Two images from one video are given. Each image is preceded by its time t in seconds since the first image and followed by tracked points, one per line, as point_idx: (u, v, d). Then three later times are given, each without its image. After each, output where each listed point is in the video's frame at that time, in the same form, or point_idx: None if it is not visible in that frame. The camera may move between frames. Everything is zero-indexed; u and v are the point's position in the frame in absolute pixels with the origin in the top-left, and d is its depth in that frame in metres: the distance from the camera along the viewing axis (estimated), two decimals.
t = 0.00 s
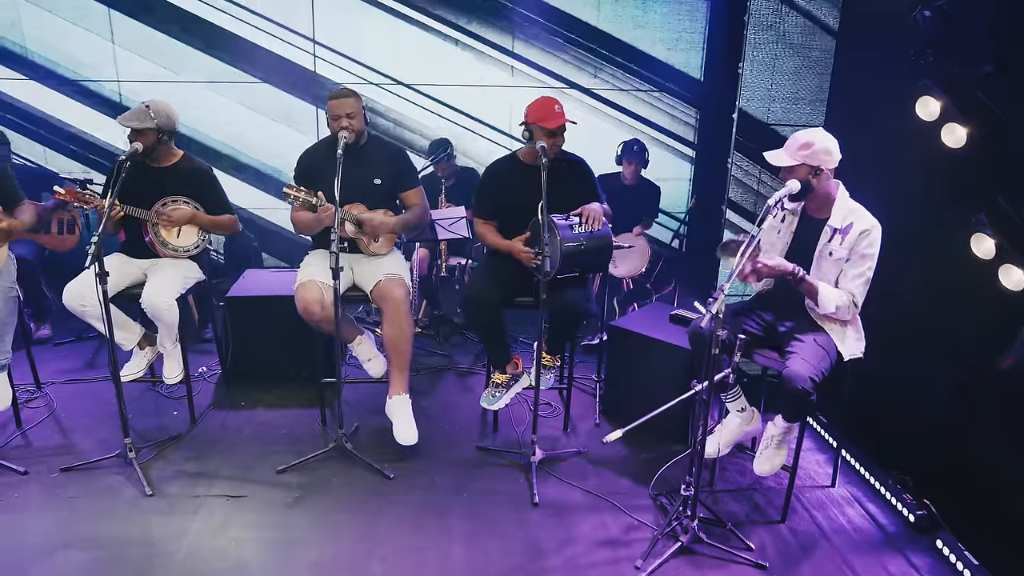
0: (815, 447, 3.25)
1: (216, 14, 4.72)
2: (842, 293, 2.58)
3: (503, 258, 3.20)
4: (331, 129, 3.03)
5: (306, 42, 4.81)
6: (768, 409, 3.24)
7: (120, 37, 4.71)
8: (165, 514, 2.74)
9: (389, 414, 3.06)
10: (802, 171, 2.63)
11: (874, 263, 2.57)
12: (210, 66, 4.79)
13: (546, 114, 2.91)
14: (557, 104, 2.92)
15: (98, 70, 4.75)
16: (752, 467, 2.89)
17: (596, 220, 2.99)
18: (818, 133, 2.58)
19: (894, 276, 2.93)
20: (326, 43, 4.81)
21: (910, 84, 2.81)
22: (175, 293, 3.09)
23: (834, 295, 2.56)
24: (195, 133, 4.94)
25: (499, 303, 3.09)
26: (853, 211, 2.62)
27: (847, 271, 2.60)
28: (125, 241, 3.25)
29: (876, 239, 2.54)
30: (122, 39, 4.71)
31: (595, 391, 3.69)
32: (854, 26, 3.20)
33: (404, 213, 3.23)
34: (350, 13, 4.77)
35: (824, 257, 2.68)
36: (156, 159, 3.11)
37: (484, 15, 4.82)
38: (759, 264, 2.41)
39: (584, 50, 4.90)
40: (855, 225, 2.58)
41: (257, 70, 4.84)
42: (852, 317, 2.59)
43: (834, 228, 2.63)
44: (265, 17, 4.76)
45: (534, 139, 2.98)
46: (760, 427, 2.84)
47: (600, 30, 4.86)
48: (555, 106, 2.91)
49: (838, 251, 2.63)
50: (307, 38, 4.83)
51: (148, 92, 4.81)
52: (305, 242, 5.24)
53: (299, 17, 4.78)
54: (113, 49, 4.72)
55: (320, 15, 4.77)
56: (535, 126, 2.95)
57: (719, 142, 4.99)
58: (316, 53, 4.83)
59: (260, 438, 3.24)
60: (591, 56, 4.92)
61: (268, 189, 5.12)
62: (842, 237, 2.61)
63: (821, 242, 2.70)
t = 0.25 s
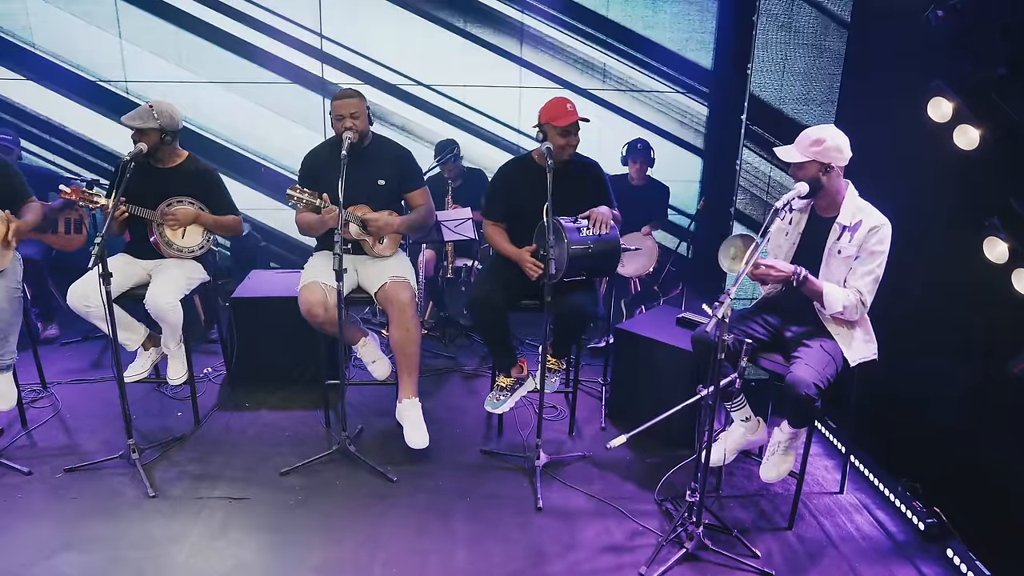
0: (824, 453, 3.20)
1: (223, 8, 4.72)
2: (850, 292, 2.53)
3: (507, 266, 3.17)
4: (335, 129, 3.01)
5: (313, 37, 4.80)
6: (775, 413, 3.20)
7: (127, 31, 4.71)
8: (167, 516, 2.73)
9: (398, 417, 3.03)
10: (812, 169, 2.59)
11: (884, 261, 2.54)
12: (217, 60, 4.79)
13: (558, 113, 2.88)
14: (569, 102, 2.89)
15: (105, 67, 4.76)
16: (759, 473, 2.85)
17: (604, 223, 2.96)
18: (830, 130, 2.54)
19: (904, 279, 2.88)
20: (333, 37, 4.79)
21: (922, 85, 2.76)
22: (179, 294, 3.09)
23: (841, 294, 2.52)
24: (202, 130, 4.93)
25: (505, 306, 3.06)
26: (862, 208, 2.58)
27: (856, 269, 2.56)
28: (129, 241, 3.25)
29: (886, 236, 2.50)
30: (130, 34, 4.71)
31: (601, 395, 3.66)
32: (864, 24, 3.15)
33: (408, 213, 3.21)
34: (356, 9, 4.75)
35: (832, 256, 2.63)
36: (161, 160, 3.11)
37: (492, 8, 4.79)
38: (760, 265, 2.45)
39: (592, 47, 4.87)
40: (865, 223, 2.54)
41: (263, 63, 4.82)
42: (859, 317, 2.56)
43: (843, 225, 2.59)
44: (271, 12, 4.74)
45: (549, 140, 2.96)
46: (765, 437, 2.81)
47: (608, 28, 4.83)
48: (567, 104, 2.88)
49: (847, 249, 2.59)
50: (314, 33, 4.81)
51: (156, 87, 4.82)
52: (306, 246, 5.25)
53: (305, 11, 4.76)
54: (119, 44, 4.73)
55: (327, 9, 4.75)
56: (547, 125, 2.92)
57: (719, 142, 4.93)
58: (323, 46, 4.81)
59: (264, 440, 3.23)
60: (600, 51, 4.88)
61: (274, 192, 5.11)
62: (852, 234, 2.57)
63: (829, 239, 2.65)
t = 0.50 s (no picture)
0: (834, 459, 3.16)
1: (232, 4, 4.72)
2: (861, 299, 2.50)
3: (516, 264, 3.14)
4: (341, 132, 3.00)
5: (321, 31, 4.79)
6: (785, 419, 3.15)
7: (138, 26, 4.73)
8: (170, 517, 2.72)
9: (402, 421, 3.04)
10: (821, 176, 2.55)
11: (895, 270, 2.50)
12: (227, 54, 4.80)
13: (585, 122, 2.85)
14: (595, 112, 2.86)
15: (115, 66, 4.78)
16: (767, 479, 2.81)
17: (616, 227, 2.91)
18: (840, 135, 2.50)
19: (917, 283, 2.83)
20: (342, 32, 4.78)
21: (936, 84, 2.72)
22: (184, 295, 3.08)
23: (852, 301, 2.48)
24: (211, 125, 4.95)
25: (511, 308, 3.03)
26: (873, 215, 2.54)
27: (868, 277, 2.53)
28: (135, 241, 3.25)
29: (898, 245, 2.47)
30: (139, 29, 4.73)
31: (609, 398, 3.63)
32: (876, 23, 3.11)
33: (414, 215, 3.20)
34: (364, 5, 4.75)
35: (843, 263, 2.59)
36: (168, 161, 3.11)
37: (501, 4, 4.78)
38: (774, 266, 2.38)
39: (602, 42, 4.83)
40: (877, 230, 2.50)
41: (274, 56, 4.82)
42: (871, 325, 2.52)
43: (854, 233, 2.55)
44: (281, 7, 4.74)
45: (568, 146, 2.93)
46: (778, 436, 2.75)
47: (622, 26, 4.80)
48: (592, 114, 2.85)
49: (858, 257, 2.55)
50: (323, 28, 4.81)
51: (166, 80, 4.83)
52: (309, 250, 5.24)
53: (314, 7, 4.76)
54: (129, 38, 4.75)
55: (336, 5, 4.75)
56: (570, 131, 2.89)
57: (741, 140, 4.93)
58: (332, 41, 4.80)
59: (269, 441, 3.22)
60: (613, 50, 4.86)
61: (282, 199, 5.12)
62: (863, 243, 2.53)
63: (840, 246, 2.61)
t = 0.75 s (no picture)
0: (843, 466, 3.11)
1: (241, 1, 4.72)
2: (873, 302, 2.45)
3: (527, 263, 3.13)
4: (348, 131, 2.99)
5: (330, 26, 4.79)
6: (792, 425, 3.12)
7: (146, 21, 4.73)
8: (173, 519, 2.71)
9: (404, 423, 3.03)
10: (833, 171, 2.51)
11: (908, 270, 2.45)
12: (235, 50, 4.81)
13: (590, 121, 2.83)
14: (600, 111, 2.85)
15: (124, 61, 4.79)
16: (774, 485, 2.78)
17: (624, 228, 2.89)
18: (853, 133, 2.46)
19: (929, 288, 2.79)
20: (350, 27, 4.79)
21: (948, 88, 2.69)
22: (189, 296, 3.08)
23: (864, 305, 2.44)
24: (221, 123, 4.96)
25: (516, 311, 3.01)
26: (884, 215, 2.50)
27: (880, 279, 2.47)
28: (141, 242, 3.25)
29: (909, 244, 2.42)
30: (148, 25, 4.73)
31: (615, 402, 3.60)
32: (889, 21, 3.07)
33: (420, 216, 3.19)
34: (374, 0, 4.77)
35: (854, 264, 2.55)
36: (174, 161, 3.11)
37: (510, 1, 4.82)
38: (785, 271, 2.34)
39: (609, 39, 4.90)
40: (887, 231, 2.46)
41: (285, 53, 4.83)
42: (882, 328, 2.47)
43: (865, 234, 2.51)
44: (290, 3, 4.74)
45: (574, 145, 2.91)
46: (782, 449, 2.73)
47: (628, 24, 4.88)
48: (598, 113, 2.83)
49: (869, 257, 2.50)
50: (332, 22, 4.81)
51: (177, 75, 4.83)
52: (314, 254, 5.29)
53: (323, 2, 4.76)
54: (137, 33, 4.75)
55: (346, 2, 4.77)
56: (575, 130, 2.87)
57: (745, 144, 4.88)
58: (341, 35, 4.81)
59: (273, 443, 3.21)
60: (623, 49, 4.90)
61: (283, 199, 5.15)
62: (873, 242, 2.49)
63: (851, 248, 2.57)
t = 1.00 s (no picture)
0: (852, 473, 3.07)
1: None
2: (883, 310, 2.42)
3: (529, 263, 3.10)
4: (353, 134, 2.97)
5: (338, 21, 4.84)
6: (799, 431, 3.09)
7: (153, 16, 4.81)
8: (176, 521, 2.70)
9: (411, 426, 3.00)
10: (841, 181, 2.48)
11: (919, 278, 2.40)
12: (243, 45, 4.88)
13: (582, 122, 2.81)
14: (594, 112, 2.83)
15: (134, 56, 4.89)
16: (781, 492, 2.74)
17: (625, 227, 2.87)
18: (859, 140, 2.42)
19: (940, 293, 2.74)
20: (359, 21, 4.83)
21: (959, 92, 2.65)
22: (193, 297, 3.07)
23: (874, 312, 2.40)
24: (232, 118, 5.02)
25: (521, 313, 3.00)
26: (894, 221, 2.46)
27: (890, 285, 2.44)
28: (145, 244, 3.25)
29: (921, 251, 2.38)
30: (155, 20, 4.81)
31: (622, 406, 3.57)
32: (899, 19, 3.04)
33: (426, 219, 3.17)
34: None
35: (864, 272, 2.51)
36: (180, 163, 3.11)
37: None
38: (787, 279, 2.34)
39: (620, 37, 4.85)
40: (898, 237, 2.41)
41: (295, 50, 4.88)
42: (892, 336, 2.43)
43: (874, 240, 2.47)
44: None
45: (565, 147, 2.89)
46: (792, 448, 2.69)
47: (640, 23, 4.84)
48: (592, 114, 2.82)
49: (879, 265, 2.46)
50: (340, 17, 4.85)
51: (186, 70, 4.92)
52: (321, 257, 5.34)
53: None
54: (145, 29, 4.83)
55: None
56: (568, 132, 2.85)
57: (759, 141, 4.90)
58: (349, 31, 4.84)
59: (277, 445, 3.20)
60: (631, 50, 4.88)
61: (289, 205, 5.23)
62: (884, 249, 2.44)
63: (861, 254, 2.53)
